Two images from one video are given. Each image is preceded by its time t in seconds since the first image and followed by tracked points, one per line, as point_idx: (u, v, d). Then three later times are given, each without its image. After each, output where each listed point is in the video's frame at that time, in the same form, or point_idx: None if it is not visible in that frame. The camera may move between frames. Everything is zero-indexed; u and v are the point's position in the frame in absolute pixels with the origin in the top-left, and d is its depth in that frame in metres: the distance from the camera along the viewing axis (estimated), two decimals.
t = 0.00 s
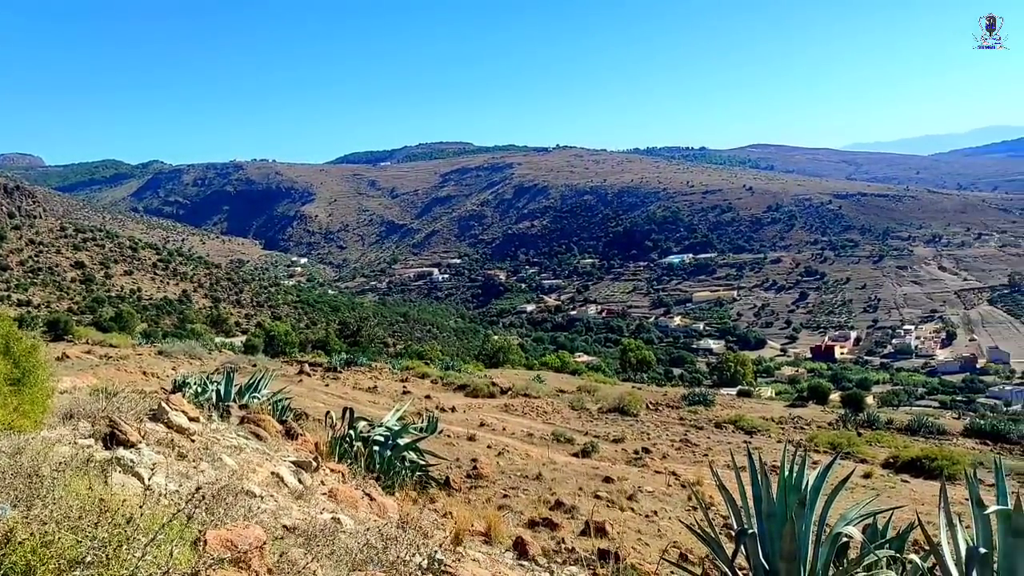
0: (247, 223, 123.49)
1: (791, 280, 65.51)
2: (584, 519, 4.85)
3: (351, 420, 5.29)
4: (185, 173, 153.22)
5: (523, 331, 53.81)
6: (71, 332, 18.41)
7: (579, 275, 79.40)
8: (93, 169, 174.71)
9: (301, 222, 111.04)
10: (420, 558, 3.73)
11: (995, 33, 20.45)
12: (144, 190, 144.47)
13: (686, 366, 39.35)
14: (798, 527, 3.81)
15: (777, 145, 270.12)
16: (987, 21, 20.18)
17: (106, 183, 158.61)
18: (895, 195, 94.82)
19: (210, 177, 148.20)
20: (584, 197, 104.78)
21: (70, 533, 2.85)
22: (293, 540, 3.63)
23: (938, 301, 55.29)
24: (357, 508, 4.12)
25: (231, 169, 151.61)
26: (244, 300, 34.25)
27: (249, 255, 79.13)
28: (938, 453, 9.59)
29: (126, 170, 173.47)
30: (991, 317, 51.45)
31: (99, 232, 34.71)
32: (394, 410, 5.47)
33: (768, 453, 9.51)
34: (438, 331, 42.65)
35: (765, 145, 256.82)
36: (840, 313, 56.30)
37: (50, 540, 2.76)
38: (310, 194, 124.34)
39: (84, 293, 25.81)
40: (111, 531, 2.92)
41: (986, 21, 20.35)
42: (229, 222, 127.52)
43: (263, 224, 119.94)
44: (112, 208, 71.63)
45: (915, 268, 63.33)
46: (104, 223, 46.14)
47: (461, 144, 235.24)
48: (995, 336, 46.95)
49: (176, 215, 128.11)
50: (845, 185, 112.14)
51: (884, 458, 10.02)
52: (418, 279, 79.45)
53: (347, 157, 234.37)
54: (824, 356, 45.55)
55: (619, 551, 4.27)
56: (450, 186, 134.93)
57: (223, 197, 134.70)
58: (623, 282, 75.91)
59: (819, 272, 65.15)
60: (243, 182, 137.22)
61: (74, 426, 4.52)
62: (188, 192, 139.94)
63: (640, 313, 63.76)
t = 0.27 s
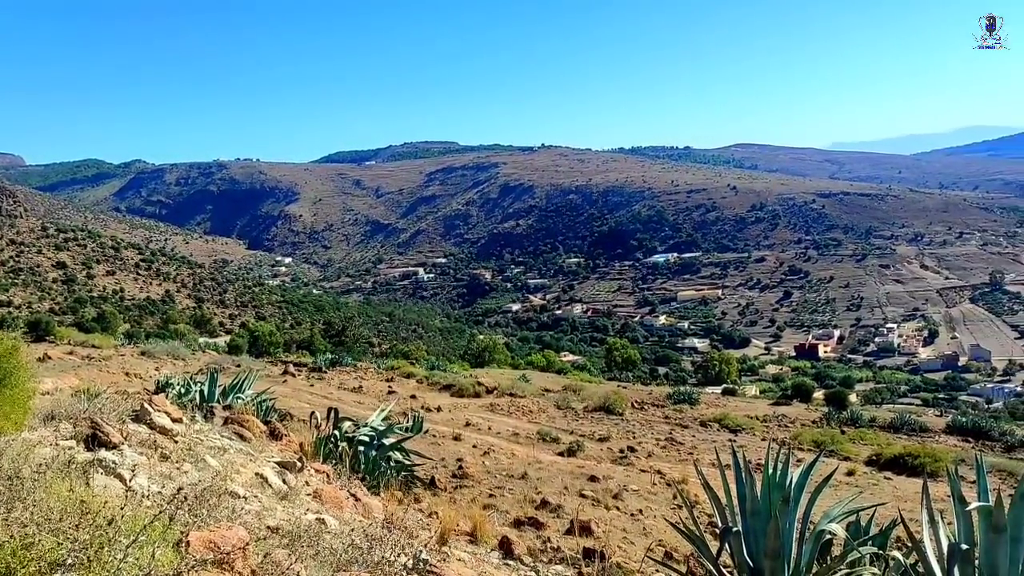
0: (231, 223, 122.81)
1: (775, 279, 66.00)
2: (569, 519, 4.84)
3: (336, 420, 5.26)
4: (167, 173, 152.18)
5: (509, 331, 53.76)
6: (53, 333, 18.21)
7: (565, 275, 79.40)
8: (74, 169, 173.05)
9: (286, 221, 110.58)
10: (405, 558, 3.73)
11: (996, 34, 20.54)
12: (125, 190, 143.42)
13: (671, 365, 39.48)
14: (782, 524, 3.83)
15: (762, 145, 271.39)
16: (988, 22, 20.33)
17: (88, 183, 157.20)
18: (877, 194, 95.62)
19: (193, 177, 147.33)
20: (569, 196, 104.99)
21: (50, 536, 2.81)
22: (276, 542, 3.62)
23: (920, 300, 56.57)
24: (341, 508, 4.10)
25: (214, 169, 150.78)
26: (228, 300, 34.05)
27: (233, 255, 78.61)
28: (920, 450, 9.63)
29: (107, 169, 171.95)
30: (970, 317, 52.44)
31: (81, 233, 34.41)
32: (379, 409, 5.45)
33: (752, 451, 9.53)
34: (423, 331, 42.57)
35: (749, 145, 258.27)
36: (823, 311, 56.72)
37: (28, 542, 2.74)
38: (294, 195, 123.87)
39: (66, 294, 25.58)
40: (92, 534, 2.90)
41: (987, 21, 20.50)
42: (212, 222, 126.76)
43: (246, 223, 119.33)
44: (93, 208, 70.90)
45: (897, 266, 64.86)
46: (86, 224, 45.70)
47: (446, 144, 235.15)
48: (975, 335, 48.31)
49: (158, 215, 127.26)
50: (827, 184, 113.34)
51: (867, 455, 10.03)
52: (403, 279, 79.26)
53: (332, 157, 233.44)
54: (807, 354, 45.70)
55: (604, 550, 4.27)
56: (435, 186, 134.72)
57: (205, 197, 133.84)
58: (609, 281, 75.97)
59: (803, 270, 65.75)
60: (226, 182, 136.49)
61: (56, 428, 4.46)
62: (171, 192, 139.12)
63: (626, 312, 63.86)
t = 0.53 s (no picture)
0: (214, 223, 122.07)
1: (759, 278, 66.48)
2: (554, 518, 4.85)
3: (321, 420, 5.23)
4: (150, 173, 151.12)
5: (494, 331, 53.74)
6: (33, 334, 18.03)
7: (550, 274, 79.41)
8: (55, 168, 171.37)
9: (270, 220, 110.04)
10: (389, 558, 3.73)
11: (995, 33, 20.83)
12: (108, 190, 142.26)
13: (656, 364, 39.63)
14: (766, 523, 3.85)
15: (744, 144, 272.76)
16: (988, 23, 20.49)
17: (70, 183, 155.72)
18: (858, 194, 96.78)
19: (176, 177, 146.36)
20: (554, 196, 105.14)
21: (31, 538, 2.79)
22: (260, 542, 3.60)
23: (903, 298, 57.41)
24: (326, 509, 4.09)
25: (197, 169, 149.90)
26: (211, 300, 33.85)
27: (216, 255, 78.10)
28: (903, 448, 9.69)
29: (89, 169, 170.38)
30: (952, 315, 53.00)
31: (62, 232, 34.05)
32: (363, 409, 5.44)
33: (737, 449, 9.57)
34: (408, 331, 42.52)
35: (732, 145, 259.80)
36: (806, 310, 57.20)
37: (9, 545, 2.71)
38: (278, 194, 123.22)
39: (47, 294, 25.32)
40: (72, 536, 2.87)
41: (987, 22, 20.70)
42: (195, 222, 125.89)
43: (230, 223, 118.68)
44: (74, 208, 70.24)
45: (881, 265, 66.19)
46: (67, 224, 45.24)
47: (432, 144, 235.08)
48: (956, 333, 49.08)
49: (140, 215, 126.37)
50: (809, 183, 114.42)
51: (850, 453, 10.07)
52: (388, 279, 79.07)
53: (316, 156, 232.41)
54: (791, 352, 45.88)
55: (589, 549, 4.27)
56: (419, 185, 134.59)
57: (188, 197, 132.96)
58: (593, 281, 75.85)
59: (787, 270, 66.35)
60: (209, 181, 135.66)
61: (35, 428, 4.40)
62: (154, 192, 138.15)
63: (611, 311, 63.92)
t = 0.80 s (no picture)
0: (198, 223, 121.35)
1: (744, 277, 66.82)
2: (541, 517, 4.84)
3: (305, 420, 5.22)
4: (133, 172, 150.12)
5: (480, 330, 53.69)
6: (14, 335, 17.86)
7: (536, 273, 79.17)
8: (37, 168, 169.71)
9: (254, 220, 109.39)
10: (376, 560, 3.71)
11: (994, 33, 20.95)
12: (90, 190, 141.16)
13: (641, 363, 39.71)
14: (752, 520, 3.87)
15: (729, 144, 274.27)
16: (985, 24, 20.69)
17: (52, 183, 154.34)
18: (842, 193, 97.60)
19: (160, 177, 145.43)
20: (540, 195, 105.30)
21: (12, 541, 2.77)
22: (245, 543, 3.57)
23: (886, 296, 58.15)
24: (311, 509, 4.08)
25: (181, 169, 148.99)
26: (195, 300, 33.67)
27: (200, 255, 77.53)
28: (886, 445, 9.75)
29: (71, 169, 168.94)
30: (934, 314, 53.48)
31: (44, 232, 33.75)
32: (349, 409, 5.44)
33: (722, 447, 9.61)
34: (394, 331, 42.41)
35: (716, 145, 261.22)
36: (791, 309, 57.58)
37: None
38: (262, 194, 122.60)
39: (29, 295, 25.10)
40: (54, 537, 2.84)
41: (984, 22, 20.95)
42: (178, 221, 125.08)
43: (214, 223, 118.01)
44: (56, 207, 69.64)
45: (864, 264, 67.24)
46: (49, 223, 44.82)
47: (418, 143, 234.90)
48: (938, 331, 49.60)
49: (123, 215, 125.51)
50: (792, 182, 115.32)
51: (833, 451, 10.10)
52: (374, 278, 78.94)
53: (301, 155, 231.29)
54: (776, 351, 46.07)
55: (577, 547, 4.29)
56: (404, 184, 134.44)
57: (172, 196, 132.12)
58: (579, 280, 75.68)
59: (771, 269, 66.93)
60: (193, 181, 134.85)
61: (15, 430, 4.36)
62: (138, 192, 137.27)
63: (596, 310, 63.94)
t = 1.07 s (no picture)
0: (178, 222, 120.33)
1: (726, 275, 67.19)
2: (524, 517, 4.84)
3: (287, 421, 5.19)
4: (112, 171, 148.73)
5: (464, 329, 53.59)
6: None
7: (519, 272, 78.88)
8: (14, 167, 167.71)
9: (235, 219, 108.59)
10: (357, 560, 3.69)
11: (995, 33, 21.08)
12: (68, 190, 139.72)
13: (623, 361, 39.80)
14: (732, 517, 3.89)
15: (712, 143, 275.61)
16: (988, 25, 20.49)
17: (30, 182, 152.66)
18: (822, 191, 98.38)
19: (139, 176, 144.17)
20: (523, 194, 105.38)
21: None
22: (226, 544, 3.55)
23: (866, 294, 58.69)
24: (293, 510, 4.05)
25: (160, 168, 147.77)
26: (175, 300, 33.43)
27: (180, 255, 76.81)
28: (867, 442, 9.81)
29: (50, 168, 167.11)
30: (913, 312, 54.04)
31: (21, 232, 33.36)
32: (331, 408, 5.42)
33: (704, 445, 9.65)
34: (376, 330, 42.30)
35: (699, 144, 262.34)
36: (772, 307, 58.02)
37: None
38: (244, 192, 121.72)
39: (6, 295, 24.82)
40: (32, 541, 2.81)
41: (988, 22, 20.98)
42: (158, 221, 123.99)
43: (194, 222, 117.02)
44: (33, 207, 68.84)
45: (844, 262, 67.88)
46: (27, 223, 44.32)
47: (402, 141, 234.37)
48: (917, 329, 50.12)
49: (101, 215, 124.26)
50: (774, 181, 116.25)
51: (814, 448, 10.14)
52: (356, 278, 78.73)
53: (283, 153, 229.89)
54: (758, 349, 46.27)
55: (560, 545, 4.30)
56: (387, 183, 134.18)
57: (151, 196, 130.99)
58: (561, 279, 75.51)
59: (753, 267, 67.42)
60: (173, 180, 133.75)
61: None
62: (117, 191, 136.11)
63: (579, 308, 63.88)
